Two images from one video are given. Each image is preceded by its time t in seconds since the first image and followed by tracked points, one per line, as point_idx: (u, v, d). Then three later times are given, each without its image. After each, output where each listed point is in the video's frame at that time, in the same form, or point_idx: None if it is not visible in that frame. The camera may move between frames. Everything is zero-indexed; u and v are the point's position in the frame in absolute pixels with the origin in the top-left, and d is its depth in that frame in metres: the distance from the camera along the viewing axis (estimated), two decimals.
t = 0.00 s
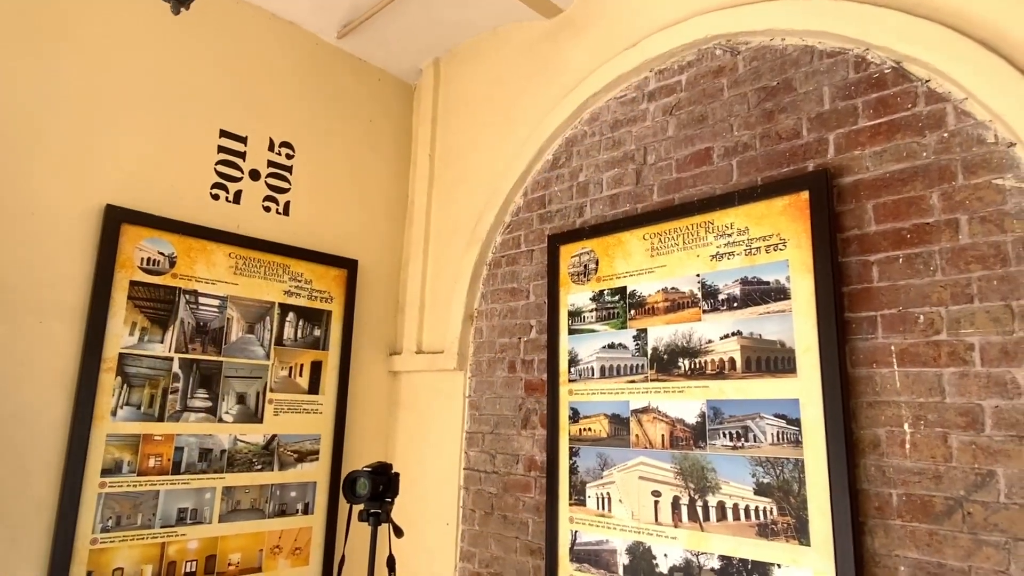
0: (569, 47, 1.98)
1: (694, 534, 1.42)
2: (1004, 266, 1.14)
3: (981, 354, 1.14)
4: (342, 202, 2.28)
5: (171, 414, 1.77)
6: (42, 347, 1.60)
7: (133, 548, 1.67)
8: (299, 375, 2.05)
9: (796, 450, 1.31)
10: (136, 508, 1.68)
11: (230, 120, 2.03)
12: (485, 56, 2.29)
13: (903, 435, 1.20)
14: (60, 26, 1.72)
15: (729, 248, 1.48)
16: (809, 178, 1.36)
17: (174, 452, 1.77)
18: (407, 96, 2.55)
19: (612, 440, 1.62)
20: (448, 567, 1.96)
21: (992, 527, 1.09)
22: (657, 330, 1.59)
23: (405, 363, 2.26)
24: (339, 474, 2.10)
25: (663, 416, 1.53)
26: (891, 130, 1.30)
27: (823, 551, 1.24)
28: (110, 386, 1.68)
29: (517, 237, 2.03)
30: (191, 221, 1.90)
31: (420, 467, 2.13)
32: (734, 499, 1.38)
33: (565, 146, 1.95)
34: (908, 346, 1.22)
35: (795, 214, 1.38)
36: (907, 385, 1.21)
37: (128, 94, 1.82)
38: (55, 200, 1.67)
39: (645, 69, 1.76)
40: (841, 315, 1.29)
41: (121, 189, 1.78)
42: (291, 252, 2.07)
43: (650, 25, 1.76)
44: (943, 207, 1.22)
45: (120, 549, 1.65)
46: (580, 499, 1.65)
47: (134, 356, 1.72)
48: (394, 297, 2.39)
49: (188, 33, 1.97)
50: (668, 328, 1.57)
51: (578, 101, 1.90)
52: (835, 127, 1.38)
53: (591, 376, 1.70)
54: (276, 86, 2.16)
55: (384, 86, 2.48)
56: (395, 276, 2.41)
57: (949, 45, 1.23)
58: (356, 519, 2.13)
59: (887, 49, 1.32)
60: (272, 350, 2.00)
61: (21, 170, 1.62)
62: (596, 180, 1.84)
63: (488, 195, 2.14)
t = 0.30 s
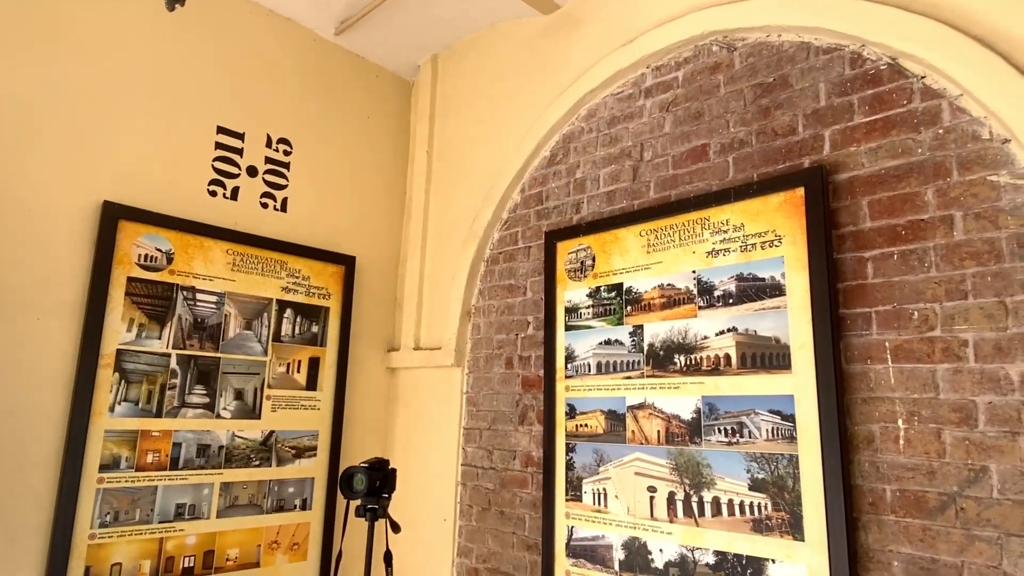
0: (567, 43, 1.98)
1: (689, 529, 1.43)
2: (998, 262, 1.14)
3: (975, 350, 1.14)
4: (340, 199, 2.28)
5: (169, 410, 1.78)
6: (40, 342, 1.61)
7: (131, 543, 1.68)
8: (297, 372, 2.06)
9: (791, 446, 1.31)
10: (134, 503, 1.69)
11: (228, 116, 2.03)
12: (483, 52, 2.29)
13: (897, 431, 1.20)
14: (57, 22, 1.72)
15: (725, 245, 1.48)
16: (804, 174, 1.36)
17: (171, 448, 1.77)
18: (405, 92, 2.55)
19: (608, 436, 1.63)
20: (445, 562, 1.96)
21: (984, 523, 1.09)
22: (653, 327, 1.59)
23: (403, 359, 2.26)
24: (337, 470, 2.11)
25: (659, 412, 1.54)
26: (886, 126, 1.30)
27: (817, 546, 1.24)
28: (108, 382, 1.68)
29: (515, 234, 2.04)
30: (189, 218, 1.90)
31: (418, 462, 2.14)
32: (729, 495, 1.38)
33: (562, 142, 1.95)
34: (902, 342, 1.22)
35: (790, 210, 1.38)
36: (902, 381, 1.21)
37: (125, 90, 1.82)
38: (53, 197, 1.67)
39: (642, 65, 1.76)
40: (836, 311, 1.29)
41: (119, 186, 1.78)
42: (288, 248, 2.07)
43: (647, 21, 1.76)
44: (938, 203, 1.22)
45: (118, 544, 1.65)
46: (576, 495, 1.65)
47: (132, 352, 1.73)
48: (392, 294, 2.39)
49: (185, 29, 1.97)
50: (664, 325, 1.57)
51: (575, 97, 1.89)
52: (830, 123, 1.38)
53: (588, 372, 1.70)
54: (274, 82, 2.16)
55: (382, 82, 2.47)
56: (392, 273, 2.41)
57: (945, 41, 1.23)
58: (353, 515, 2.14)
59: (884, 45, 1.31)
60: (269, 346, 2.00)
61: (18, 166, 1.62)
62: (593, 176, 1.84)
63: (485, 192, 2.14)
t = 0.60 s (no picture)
0: (565, 38, 1.98)
1: (686, 524, 1.44)
2: (994, 258, 1.14)
3: (970, 346, 1.15)
4: (338, 195, 2.28)
5: (167, 405, 1.78)
6: (38, 338, 1.61)
7: (130, 538, 1.68)
8: (295, 367, 2.06)
9: (787, 441, 1.31)
10: (133, 498, 1.70)
11: (226, 111, 2.03)
12: (481, 48, 2.29)
13: (892, 426, 1.20)
14: (54, 17, 1.72)
15: (722, 240, 1.48)
16: (801, 170, 1.36)
17: (170, 443, 1.78)
18: (403, 88, 2.55)
19: (605, 431, 1.63)
20: (443, 558, 1.97)
21: (979, 517, 1.10)
22: (650, 322, 1.59)
23: (401, 355, 2.27)
24: (335, 466, 2.12)
25: (656, 407, 1.54)
26: (883, 121, 1.30)
27: (812, 541, 1.25)
28: (106, 378, 1.68)
29: (513, 230, 2.04)
30: (187, 214, 1.90)
31: (416, 458, 2.14)
32: (725, 489, 1.39)
33: (560, 138, 1.95)
34: (898, 337, 1.22)
35: (787, 206, 1.38)
36: (897, 376, 1.21)
37: (123, 86, 1.82)
38: (50, 193, 1.67)
39: (640, 61, 1.76)
40: (832, 307, 1.29)
41: (116, 182, 1.78)
42: (286, 244, 2.08)
43: (644, 16, 1.76)
44: (934, 199, 1.22)
45: (117, 539, 1.66)
46: (574, 490, 1.66)
47: (130, 348, 1.73)
48: (391, 290, 2.39)
49: (183, 25, 1.96)
50: (661, 320, 1.57)
51: (573, 93, 1.89)
52: (827, 118, 1.38)
53: (585, 367, 1.71)
54: (272, 78, 2.16)
55: (380, 78, 2.47)
56: (391, 269, 2.41)
57: (942, 36, 1.23)
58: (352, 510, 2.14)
59: (881, 40, 1.31)
60: (268, 342, 2.01)
61: (16, 162, 1.62)
62: (591, 172, 1.84)
63: (484, 188, 2.14)
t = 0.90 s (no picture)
0: (563, 31, 1.97)
1: (682, 515, 1.44)
2: (990, 249, 1.14)
3: (966, 337, 1.15)
4: (336, 188, 2.28)
5: (166, 398, 1.79)
6: (36, 330, 1.61)
7: (129, 530, 1.69)
8: (294, 360, 2.06)
9: (783, 433, 1.31)
10: (132, 490, 1.70)
11: (223, 104, 2.03)
12: (479, 41, 2.28)
13: (889, 418, 1.20)
14: (51, 9, 1.71)
15: (719, 233, 1.48)
16: (799, 161, 1.36)
17: (168, 436, 1.78)
18: (402, 81, 2.54)
19: (603, 424, 1.63)
20: (442, 550, 1.98)
21: (974, 508, 1.10)
22: (648, 315, 1.59)
23: (400, 349, 2.27)
24: (335, 458, 2.12)
25: (653, 399, 1.54)
26: (880, 113, 1.30)
27: (808, 532, 1.25)
28: (105, 370, 1.69)
29: (511, 223, 2.04)
30: (185, 207, 1.90)
31: (414, 451, 2.15)
32: (722, 481, 1.39)
33: (558, 131, 1.94)
34: (895, 329, 1.22)
35: (784, 198, 1.38)
36: (894, 367, 1.21)
37: (121, 79, 1.81)
38: (48, 186, 1.67)
39: (638, 53, 1.76)
40: (829, 298, 1.29)
41: (114, 174, 1.78)
42: (285, 237, 2.08)
43: (642, 8, 1.75)
44: (931, 190, 1.22)
45: (116, 530, 1.67)
46: (571, 482, 1.66)
47: (129, 340, 1.73)
48: (389, 283, 2.39)
49: (180, 17, 1.96)
50: (659, 313, 1.57)
51: (571, 85, 1.89)
52: (825, 110, 1.38)
53: (583, 360, 1.71)
54: (269, 71, 2.15)
55: (379, 71, 2.47)
56: (389, 262, 2.41)
57: (939, 27, 1.23)
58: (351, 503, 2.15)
59: (878, 31, 1.31)
60: (266, 335, 2.01)
61: (13, 155, 1.62)
62: (589, 165, 1.84)
63: (482, 181, 2.14)
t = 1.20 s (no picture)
0: (562, 24, 1.97)
1: (680, 508, 1.44)
2: (988, 242, 1.14)
3: (964, 330, 1.15)
4: (336, 182, 2.28)
5: (166, 391, 1.79)
6: (36, 324, 1.62)
7: (129, 523, 1.70)
8: (294, 355, 2.07)
9: (781, 426, 1.32)
10: (132, 484, 1.71)
11: (222, 98, 2.02)
12: (478, 35, 2.28)
13: (886, 411, 1.21)
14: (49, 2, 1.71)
15: (718, 226, 1.48)
16: (798, 155, 1.36)
17: (168, 429, 1.79)
18: (401, 76, 2.54)
19: (601, 417, 1.64)
20: (441, 543, 1.98)
21: (971, 500, 1.10)
22: (647, 309, 1.60)
23: (400, 343, 2.27)
24: (335, 452, 2.13)
25: (651, 393, 1.55)
26: (879, 106, 1.30)
27: (805, 524, 1.25)
28: (104, 364, 1.69)
29: (510, 217, 2.04)
30: (184, 201, 1.90)
31: (414, 446, 2.15)
32: (720, 474, 1.39)
33: (557, 125, 1.94)
34: (892, 322, 1.22)
35: (783, 191, 1.38)
36: (891, 360, 1.21)
37: (119, 73, 1.81)
38: (46, 180, 1.67)
39: (637, 47, 1.75)
40: (827, 292, 1.29)
41: (113, 168, 1.78)
42: (284, 232, 2.08)
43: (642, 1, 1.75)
44: (930, 183, 1.22)
45: (116, 524, 1.67)
46: (570, 476, 1.67)
47: (128, 334, 1.74)
48: (389, 278, 2.39)
49: (178, 11, 1.95)
50: (658, 307, 1.57)
51: (570, 79, 1.89)
52: (824, 103, 1.38)
53: (582, 354, 1.71)
54: (268, 65, 2.15)
55: (378, 65, 2.46)
56: (389, 257, 2.41)
57: (938, 19, 1.23)
58: (350, 497, 2.16)
59: (877, 24, 1.31)
60: (266, 329, 2.01)
61: (12, 149, 1.62)
62: (588, 159, 1.84)
63: (481, 176, 2.14)
